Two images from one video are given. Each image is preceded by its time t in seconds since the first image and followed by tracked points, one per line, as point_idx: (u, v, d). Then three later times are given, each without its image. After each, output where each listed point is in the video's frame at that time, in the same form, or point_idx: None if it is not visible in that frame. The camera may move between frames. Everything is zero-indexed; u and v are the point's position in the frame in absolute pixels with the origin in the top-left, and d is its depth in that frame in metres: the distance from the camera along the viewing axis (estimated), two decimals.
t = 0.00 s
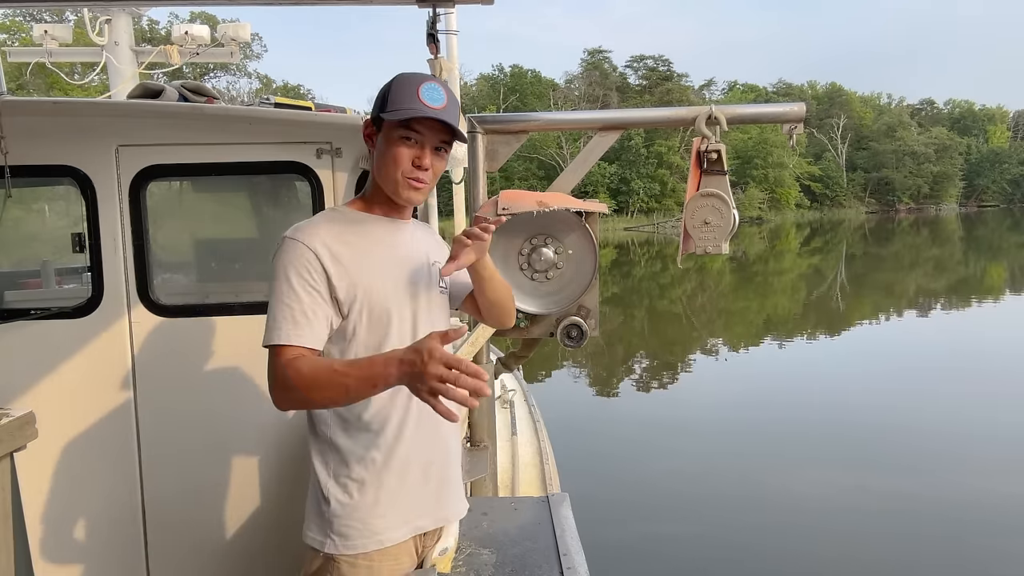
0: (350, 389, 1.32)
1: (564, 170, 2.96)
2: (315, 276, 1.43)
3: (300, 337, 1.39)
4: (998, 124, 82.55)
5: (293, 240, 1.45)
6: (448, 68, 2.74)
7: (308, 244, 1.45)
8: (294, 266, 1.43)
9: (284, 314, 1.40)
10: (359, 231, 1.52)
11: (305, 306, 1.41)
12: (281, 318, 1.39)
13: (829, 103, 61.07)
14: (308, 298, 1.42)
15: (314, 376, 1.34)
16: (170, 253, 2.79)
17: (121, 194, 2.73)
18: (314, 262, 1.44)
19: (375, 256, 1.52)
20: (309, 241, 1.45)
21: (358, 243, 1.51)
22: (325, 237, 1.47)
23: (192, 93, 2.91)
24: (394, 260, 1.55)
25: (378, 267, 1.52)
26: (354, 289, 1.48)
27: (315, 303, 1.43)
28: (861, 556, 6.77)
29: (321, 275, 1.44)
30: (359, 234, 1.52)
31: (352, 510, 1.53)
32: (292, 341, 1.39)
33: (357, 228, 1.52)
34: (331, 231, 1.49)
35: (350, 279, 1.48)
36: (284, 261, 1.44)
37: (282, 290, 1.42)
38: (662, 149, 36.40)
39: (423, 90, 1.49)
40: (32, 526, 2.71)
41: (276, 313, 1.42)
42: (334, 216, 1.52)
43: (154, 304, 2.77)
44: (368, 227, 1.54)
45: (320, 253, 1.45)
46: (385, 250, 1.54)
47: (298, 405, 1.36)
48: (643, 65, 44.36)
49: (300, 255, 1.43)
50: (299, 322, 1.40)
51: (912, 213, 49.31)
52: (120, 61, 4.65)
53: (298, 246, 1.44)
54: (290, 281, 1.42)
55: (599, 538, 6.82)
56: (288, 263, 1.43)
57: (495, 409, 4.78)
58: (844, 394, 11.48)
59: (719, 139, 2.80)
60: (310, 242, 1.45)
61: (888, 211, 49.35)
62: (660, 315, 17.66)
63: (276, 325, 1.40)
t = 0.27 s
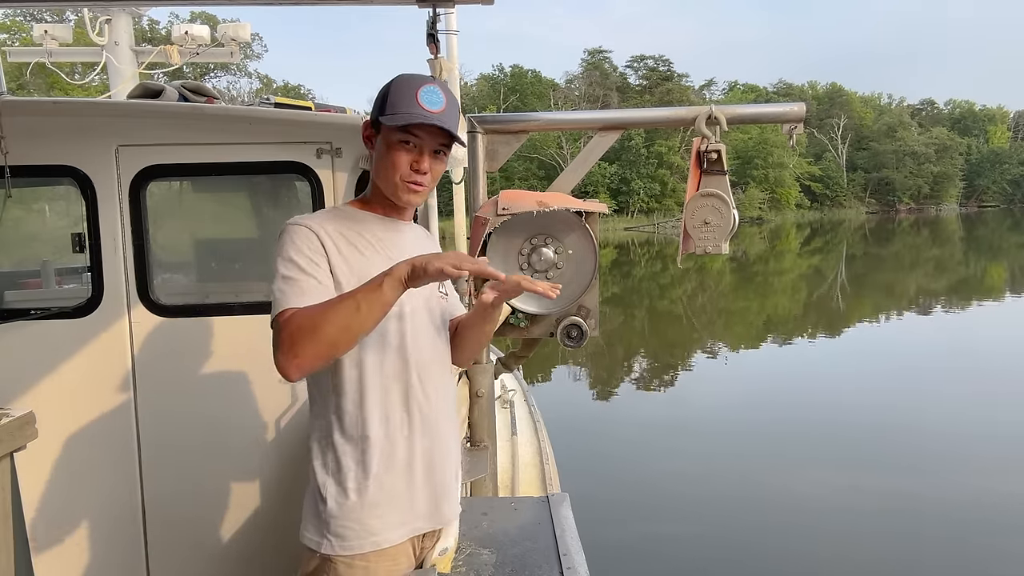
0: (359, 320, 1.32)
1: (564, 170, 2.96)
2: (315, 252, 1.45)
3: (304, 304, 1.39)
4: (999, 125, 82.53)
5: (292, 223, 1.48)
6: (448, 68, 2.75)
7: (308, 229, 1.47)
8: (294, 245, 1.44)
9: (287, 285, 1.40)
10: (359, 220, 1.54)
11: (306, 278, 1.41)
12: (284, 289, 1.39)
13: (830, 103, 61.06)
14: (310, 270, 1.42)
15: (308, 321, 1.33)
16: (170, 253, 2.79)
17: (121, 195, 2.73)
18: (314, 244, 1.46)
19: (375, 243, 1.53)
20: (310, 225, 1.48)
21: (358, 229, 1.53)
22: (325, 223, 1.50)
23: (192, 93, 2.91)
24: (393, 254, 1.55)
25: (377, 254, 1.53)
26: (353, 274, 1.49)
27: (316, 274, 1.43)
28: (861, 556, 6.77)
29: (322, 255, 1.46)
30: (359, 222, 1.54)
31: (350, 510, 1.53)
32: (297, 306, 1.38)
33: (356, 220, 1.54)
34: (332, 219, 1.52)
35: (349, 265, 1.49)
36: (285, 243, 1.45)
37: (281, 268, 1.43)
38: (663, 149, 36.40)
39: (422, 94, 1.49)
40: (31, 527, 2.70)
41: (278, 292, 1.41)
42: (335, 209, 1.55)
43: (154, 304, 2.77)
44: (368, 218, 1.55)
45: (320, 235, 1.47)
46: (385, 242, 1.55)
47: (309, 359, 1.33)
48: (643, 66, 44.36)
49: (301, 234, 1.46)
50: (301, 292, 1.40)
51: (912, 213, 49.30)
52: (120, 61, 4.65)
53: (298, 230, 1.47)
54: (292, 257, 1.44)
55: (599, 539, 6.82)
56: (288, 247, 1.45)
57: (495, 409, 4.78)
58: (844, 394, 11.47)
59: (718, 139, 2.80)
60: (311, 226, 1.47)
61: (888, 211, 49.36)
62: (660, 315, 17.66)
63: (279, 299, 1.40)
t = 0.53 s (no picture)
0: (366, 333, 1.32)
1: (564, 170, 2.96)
2: (316, 258, 1.45)
3: (307, 313, 1.39)
4: (999, 125, 82.52)
5: (292, 228, 1.48)
6: (448, 68, 2.75)
7: (308, 233, 1.47)
8: (295, 251, 1.44)
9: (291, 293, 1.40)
10: (360, 223, 1.54)
11: (309, 285, 1.41)
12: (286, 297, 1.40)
13: (830, 103, 61.06)
14: (312, 277, 1.42)
15: (316, 334, 1.33)
16: (170, 253, 2.79)
17: (121, 195, 2.73)
18: (315, 249, 1.45)
19: (376, 247, 1.53)
20: (310, 230, 1.47)
21: (358, 233, 1.52)
22: (326, 227, 1.50)
23: (191, 93, 2.91)
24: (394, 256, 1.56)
25: (378, 257, 1.53)
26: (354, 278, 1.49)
27: (318, 280, 1.43)
28: (861, 556, 6.77)
29: (322, 260, 1.45)
30: (359, 225, 1.54)
31: (351, 510, 1.52)
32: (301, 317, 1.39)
33: (357, 223, 1.54)
34: (332, 223, 1.51)
35: (349, 269, 1.49)
36: (286, 248, 1.45)
37: (283, 276, 1.43)
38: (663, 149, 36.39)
39: (425, 92, 1.49)
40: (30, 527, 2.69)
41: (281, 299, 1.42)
42: (335, 212, 1.54)
43: (154, 304, 2.77)
44: (368, 221, 1.55)
45: (320, 240, 1.47)
46: (386, 244, 1.55)
47: (315, 371, 1.34)
48: (643, 66, 44.37)
49: (301, 239, 1.45)
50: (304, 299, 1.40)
51: (912, 213, 49.29)
52: (120, 61, 4.65)
53: (298, 235, 1.46)
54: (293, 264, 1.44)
55: (599, 538, 6.82)
56: (288, 252, 1.45)
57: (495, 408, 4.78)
58: (844, 394, 11.47)
59: (718, 139, 2.80)
60: (311, 230, 1.47)
61: (888, 211, 49.35)
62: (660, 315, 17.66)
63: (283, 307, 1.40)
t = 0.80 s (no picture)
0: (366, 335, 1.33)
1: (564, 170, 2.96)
2: (317, 259, 1.45)
3: (307, 314, 1.39)
4: (999, 125, 82.49)
5: (292, 229, 1.48)
6: (448, 68, 2.75)
7: (308, 233, 1.47)
8: (295, 252, 1.44)
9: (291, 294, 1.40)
10: (360, 223, 1.54)
11: (309, 285, 1.41)
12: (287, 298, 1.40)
13: (830, 103, 61.03)
14: (312, 278, 1.42)
15: (315, 334, 1.33)
16: (170, 253, 2.79)
17: (121, 195, 2.73)
18: (315, 249, 1.45)
19: (376, 247, 1.53)
20: (310, 230, 1.47)
21: (359, 233, 1.52)
22: (326, 227, 1.49)
23: (191, 93, 2.91)
24: (395, 255, 1.56)
25: (377, 257, 1.53)
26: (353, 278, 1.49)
27: (319, 281, 1.43)
28: (861, 556, 6.77)
29: (322, 261, 1.45)
30: (359, 225, 1.54)
31: (351, 510, 1.52)
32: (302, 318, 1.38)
33: (357, 223, 1.53)
34: (332, 223, 1.51)
35: (349, 269, 1.49)
36: (287, 249, 1.45)
37: (284, 277, 1.43)
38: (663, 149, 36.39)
39: (426, 93, 1.49)
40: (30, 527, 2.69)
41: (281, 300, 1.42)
42: (335, 212, 1.54)
43: (154, 304, 2.77)
44: (368, 222, 1.55)
45: (320, 240, 1.47)
46: (386, 244, 1.55)
47: (315, 372, 1.34)
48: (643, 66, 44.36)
49: (301, 240, 1.45)
50: (305, 300, 1.40)
51: (912, 213, 49.27)
52: (120, 61, 4.65)
53: (298, 235, 1.46)
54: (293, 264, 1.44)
55: (599, 538, 6.81)
56: (289, 253, 1.45)
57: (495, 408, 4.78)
58: (844, 394, 11.47)
59: (719, 138, 2.80)
60: (311, 231, 1.47)
61: (888, 211, 49.34)
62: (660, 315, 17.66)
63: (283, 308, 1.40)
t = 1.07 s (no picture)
0: (369, 337, 1.33)
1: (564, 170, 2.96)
2: (319, 262, 1.45)
3: (310, 317, 1.39)
4: (999, 125, 82.45)
5: (293, 230, 1.48)
6: (448, 68, 2.75)
7: (309, 235, 1.47)
8: (296, 253, 1.45)
9: (294, 297, 1.40)
10: (360, 224, 1.54)
11: (310, 288, 1.41)
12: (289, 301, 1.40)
13: (831, 103, 60.98)
14: (314, 281, 1.42)
15: (320, 338, 1.33)
16: (170, 253, 2.79)
17: (121, 195, 2.73)
18: (315, 250, 1.45)
19: (377, 248, 1.53)
20: (311, 231, 1.47)
21: (359, 234, 1.52)
22: (327, 228, 1.49)
23: (191, 93, 2.91)
24: (396, 255, 1.56)
25: (378, 257, 1.52)
26: (355, 279, 1.49)
27: (322, 283, 1.44)
28: (861, 556, 6.76)
29: (323, 262, 1.45)
30: (360, 226, 1.53)
31: (352, 510, 1.53)
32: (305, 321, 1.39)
33: (358, 224, 1.53)
34: (333, 224, 1.51)
35: (350, 270, 1.49)
36: (288, 250, 1.45)
37: (286, 278, 1.43)
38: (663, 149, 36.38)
39: (424, 93, 1.49)
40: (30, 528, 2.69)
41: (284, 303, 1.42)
42: (336, 213, 1.54)
43: (154, 304, 2.77)
44: (369, 222, 1.55)
45: (321, 241, 1.47)
46: (387, 244, 1.55)
47: (319, 375, 1.34)
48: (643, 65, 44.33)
49: (301, 242, 1.45)
50: (308, 303, 1.40)
51: (913, 213, 49.23)
52: (120, 61, 4.65)
53: (299, 236, 1.46)
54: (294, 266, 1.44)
55: (599, 538, 6.81)
56: (290, 254, 1.45)
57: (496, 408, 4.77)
58: (844, 394, 11.46)
59: (718, 138, 2.80)
60: (312, 232, 1.47)
61: (888, 211, 49.31)
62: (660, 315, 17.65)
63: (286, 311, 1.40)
